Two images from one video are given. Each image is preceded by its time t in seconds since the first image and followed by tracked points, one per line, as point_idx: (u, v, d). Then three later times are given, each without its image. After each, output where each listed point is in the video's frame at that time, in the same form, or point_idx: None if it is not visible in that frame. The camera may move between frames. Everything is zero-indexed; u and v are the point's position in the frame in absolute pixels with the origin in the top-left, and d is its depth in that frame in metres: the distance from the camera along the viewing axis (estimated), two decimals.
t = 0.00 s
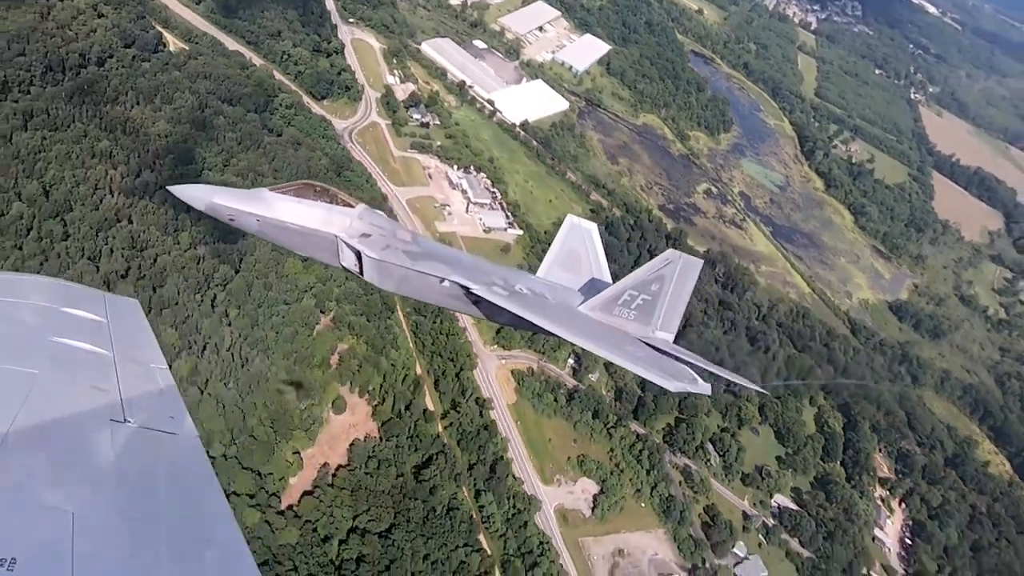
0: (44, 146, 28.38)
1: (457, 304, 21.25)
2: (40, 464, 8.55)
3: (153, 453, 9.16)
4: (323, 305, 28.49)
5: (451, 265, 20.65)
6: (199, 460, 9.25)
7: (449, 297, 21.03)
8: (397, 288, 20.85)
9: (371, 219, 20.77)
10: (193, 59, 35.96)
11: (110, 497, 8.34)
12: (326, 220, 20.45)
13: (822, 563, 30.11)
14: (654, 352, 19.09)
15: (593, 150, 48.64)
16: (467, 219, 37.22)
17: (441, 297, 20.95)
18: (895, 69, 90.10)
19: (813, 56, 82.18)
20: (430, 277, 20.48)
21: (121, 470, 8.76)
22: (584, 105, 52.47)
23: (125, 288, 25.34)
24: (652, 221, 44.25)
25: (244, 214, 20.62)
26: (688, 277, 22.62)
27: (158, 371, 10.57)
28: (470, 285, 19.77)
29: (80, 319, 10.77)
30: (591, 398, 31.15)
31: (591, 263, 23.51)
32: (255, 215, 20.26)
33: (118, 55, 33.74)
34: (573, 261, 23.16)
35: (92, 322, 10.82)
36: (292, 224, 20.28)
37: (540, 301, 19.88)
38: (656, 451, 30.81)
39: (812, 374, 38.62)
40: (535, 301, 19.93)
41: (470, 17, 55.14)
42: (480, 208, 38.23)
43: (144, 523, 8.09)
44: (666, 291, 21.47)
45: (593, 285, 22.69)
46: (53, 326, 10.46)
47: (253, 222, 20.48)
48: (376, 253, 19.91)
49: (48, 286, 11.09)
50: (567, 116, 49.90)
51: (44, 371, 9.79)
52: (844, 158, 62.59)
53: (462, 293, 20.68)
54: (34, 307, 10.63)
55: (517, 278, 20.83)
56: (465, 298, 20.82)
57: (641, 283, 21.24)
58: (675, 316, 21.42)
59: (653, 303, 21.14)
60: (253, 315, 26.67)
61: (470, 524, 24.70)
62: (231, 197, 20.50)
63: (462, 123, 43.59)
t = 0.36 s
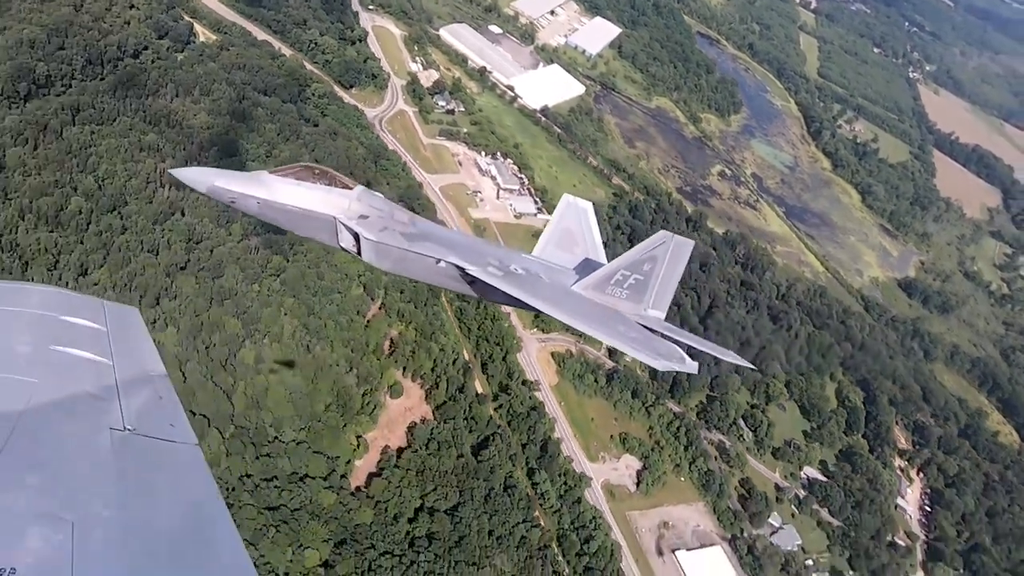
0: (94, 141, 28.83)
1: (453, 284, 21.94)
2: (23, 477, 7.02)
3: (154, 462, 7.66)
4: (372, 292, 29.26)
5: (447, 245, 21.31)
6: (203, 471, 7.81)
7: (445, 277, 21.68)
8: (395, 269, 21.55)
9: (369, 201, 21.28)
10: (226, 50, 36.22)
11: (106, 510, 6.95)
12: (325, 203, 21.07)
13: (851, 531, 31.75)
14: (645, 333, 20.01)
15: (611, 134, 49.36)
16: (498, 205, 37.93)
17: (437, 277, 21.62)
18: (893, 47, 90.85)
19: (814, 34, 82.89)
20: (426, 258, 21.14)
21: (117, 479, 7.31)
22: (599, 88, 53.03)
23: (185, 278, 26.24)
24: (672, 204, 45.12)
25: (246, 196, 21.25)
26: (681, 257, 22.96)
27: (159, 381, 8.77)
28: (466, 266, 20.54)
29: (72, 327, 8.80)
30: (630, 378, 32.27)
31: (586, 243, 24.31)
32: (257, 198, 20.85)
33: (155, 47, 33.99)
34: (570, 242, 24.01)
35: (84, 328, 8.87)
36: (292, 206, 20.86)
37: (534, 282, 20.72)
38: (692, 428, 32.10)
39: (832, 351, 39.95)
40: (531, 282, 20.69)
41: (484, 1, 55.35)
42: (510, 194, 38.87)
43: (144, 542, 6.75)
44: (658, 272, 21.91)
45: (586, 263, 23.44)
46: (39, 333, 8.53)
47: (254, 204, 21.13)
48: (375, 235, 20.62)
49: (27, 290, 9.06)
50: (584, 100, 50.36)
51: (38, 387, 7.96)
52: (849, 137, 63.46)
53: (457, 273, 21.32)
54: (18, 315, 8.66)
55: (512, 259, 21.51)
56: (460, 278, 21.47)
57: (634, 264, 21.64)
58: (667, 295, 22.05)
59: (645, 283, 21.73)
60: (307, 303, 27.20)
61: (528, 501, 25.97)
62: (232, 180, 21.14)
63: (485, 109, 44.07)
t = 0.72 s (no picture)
0: (144, 134, 29.10)
1: (454, 263, 21.55)
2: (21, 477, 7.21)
3: (149, 462, 7.87)
4: (419, 280, 30.03)
5: (447, 225, 21.00)
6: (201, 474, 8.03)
7: (446, 255, 21.31)
8: (395, 247, 21.13)
9: (371, 179, 20.74)
10: (259, 41, 36.50)
11: (104, 509, 7.17)
12: (326, 180, 20.49)
13: (879, 500, 33.16)
14: (645, 309, 19.97)
15: (629, 119, 50.01)
16: (528, 191, 38.61)
17: (438, 256, 21.23)
18: (893, 26, 91.41)
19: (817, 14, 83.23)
20: (428, 236, 20.78)
21: (114, 483, 7.49)
22: (614, 73, 53.55)
23: (245, 272, 26.34)
24: (693, 187, 45.94)
25: (243, 173, 20.60)
26: (678, 236, 23.19)
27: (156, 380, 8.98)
28: (468, 245, 20.30)
29: (72, 328, 8.92)
30: (665, 359, 33.43)
31: (585, 224, 23.97)
32: (256, 175, 20.28)
33: (191, 40, 34.25)
34: (570, 223, 23.55)
35: (85, 329, 9.00)
36: (292, 184, 20.30)
37: (536, 261, 20.58)
38: (726, 405, 33.34)
39: (852, 328, 41.22)
40: (533, 262, 20.51)
41: None
42: (540, 180, 39.61)
43: (141, 543, 6.92)
44: (656, 251, 22.03)
45: (585, 244, 23.04)
46: (39, 335, 8.66)
47: (253, 181, 20.50)
48: (376, 214, 20.18)
49: (28, 290, 9.21)
50: (601, 85, 50.82)
51: (37, 389, 8.12)
52: (856, 117, 64.32)
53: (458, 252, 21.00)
54: (21, 319, 8.75)
55: (514, 239, 21.30)
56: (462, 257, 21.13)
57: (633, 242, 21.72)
58: (664, 274, 22.24)
59: (643, 261, 21.81)
60: (363, 294, 27.84)
61: (581, 478, 27.09)
62: (230, 157, 20.47)
63: (508, 96, 44.55)
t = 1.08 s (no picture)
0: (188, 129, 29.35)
1: (455, 244, 21.70)
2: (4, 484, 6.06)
3: (149, 466, 6.71)
4: (458, 268, 30.43)
5: (448, 205, 21.30)
6: (204, 477, 6.88)
7: (447, 236, 21.47)
8: (397, 228, 21.22)
9: (371, 161, 20.97)
10: (287, 34, 36.72)
11: (100, 518, 6.07)
12: (328, 161, 20.60)
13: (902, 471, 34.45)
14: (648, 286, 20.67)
15: (644, 105, 50.54)
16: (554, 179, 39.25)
17: (439, 237, 21.38)
18: (891, 8, 91.93)
19: None
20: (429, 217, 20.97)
21: (111, 486, 6.41)
22: (627, 59, 53.97)
23: (294, 266, 26.00)
24: (709, 171, 46.66)
25: (243, 155, 20.71)
26: (680, 214, 23.34)
27: (156, 380, 7.71)
28: (471, 225, 20.66)
29: (68, 327, 7.64)
30: (695, 341, 34.38)
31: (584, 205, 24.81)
32: (258, 156, 20.34)
33: (221, 35, 34.46)
34: (570, 206, 24.52)
35: (77, 325, 7.72)
36: (294, 165, 20.39)
37: (537, 241, 21.11)
38: (753, 385, 34.51)
39: (867, 309, 42.35)
40: (534, 242, 21.03)
41: None
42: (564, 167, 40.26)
43: (142, 552, 5.88)
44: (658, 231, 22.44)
45: (584, 225, 24.03)
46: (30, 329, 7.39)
47: (254, 163, 20.54)
48: (379, 194, 20.37)
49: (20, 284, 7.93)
50: (615, 71, 51.14)
51: (29, 389, 6.90)
52: (860, 99, 65.07)
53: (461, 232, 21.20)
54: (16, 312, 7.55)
55: (513, 221, 21.77)
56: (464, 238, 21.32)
57: (633, 221, 22.11)
58: (665, 255, 22.78)
59: (644, 243, 22.38)
60: (409, 285, 28.20)
61: (624, 458, 28.11)
62: (231, 139, 20.54)
63: (527, 84, 44.95)
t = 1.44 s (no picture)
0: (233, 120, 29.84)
1: (456, 225, 22.00)
2: (13, 478, 6.77)
3: (145, 464, 7.39)
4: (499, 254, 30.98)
5: (450, 186, 21.56)
6: (198, 473, 7.57)
7: (448, 216, 21.77)
8: (398, 209, 21.51)
9: (371, 141, 21.13)
10: (317, 24, 37.03)
11: (100, 514, 6.76)
12: (329, 142, 20.76)
13: (923, 440, 35.90)
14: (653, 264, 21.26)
15: (658, 89, 51.19)
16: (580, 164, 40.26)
17: (441, 217, 21.73)
18: None
19: None
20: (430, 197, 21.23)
21: (111, 482, 7.10)
22: (639, 42, 54.48)
23: (347, 255, 26.52)
24: (726, 153, 47.50)
25: (244, 137, 20.86)
26: (683, 194, 23.34)
27: (154, 376, 8.39)
28: (473, 204, 20.93)
29: (68, 326, 8.43)
30: (725, 319, 35.51)
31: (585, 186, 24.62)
32: (259, 137, 20.51)
33: (255, 26, 34.72)
34: (571, 189, 24.37)
35: (78, 324, 8.50)
36: (295, 146, 20.58)
37: (540, 220, 21.42)
38: (779, 361, 35.82)
39: (881, 286, 43.71)
40: (536, 220, 21.31)
41: None
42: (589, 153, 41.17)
43: (134, 547, 6.55)
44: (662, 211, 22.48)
45: (585, 207, 24.07)
46: (33, 331, 8.23)
47: (256, 145, 20.71)
48: (381, 174, 20.58)
49: (31, 284, 8.79)
50: (629, 55, 51.54)
51: (34, 388, 7.69)
52: (864, 79, 66.00)
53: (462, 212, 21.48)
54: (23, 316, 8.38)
55: (513, 201, 22.05)
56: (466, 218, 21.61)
57: (637, 201, 22.21)
58: (669, 236, 22.83)
59: (648, 223, 22.42)
60: (455, 271, 29.05)
61: (668, 434, 29.23)
62: (233, 121, 20.70)
63: (547, 70, 45.45)
